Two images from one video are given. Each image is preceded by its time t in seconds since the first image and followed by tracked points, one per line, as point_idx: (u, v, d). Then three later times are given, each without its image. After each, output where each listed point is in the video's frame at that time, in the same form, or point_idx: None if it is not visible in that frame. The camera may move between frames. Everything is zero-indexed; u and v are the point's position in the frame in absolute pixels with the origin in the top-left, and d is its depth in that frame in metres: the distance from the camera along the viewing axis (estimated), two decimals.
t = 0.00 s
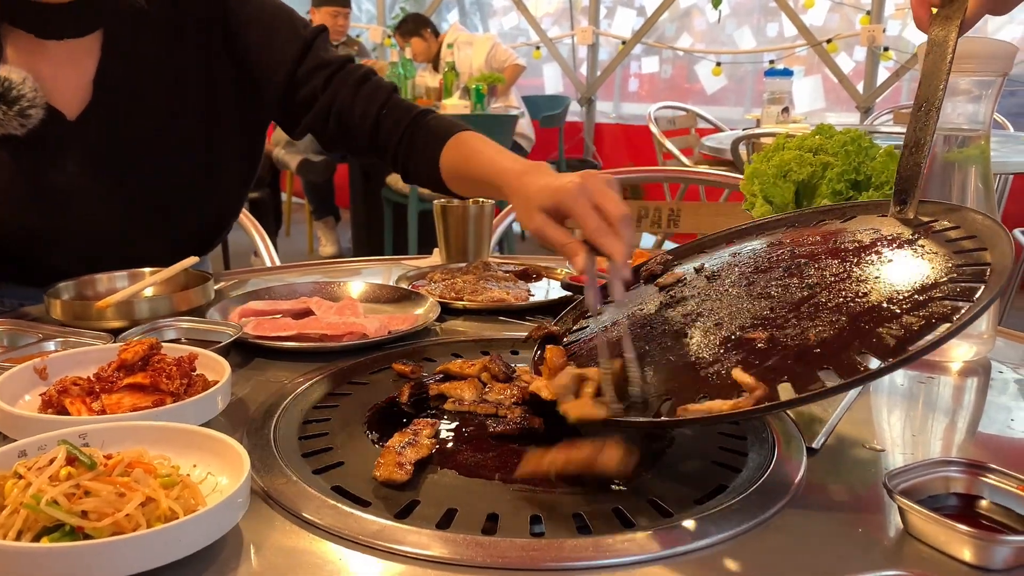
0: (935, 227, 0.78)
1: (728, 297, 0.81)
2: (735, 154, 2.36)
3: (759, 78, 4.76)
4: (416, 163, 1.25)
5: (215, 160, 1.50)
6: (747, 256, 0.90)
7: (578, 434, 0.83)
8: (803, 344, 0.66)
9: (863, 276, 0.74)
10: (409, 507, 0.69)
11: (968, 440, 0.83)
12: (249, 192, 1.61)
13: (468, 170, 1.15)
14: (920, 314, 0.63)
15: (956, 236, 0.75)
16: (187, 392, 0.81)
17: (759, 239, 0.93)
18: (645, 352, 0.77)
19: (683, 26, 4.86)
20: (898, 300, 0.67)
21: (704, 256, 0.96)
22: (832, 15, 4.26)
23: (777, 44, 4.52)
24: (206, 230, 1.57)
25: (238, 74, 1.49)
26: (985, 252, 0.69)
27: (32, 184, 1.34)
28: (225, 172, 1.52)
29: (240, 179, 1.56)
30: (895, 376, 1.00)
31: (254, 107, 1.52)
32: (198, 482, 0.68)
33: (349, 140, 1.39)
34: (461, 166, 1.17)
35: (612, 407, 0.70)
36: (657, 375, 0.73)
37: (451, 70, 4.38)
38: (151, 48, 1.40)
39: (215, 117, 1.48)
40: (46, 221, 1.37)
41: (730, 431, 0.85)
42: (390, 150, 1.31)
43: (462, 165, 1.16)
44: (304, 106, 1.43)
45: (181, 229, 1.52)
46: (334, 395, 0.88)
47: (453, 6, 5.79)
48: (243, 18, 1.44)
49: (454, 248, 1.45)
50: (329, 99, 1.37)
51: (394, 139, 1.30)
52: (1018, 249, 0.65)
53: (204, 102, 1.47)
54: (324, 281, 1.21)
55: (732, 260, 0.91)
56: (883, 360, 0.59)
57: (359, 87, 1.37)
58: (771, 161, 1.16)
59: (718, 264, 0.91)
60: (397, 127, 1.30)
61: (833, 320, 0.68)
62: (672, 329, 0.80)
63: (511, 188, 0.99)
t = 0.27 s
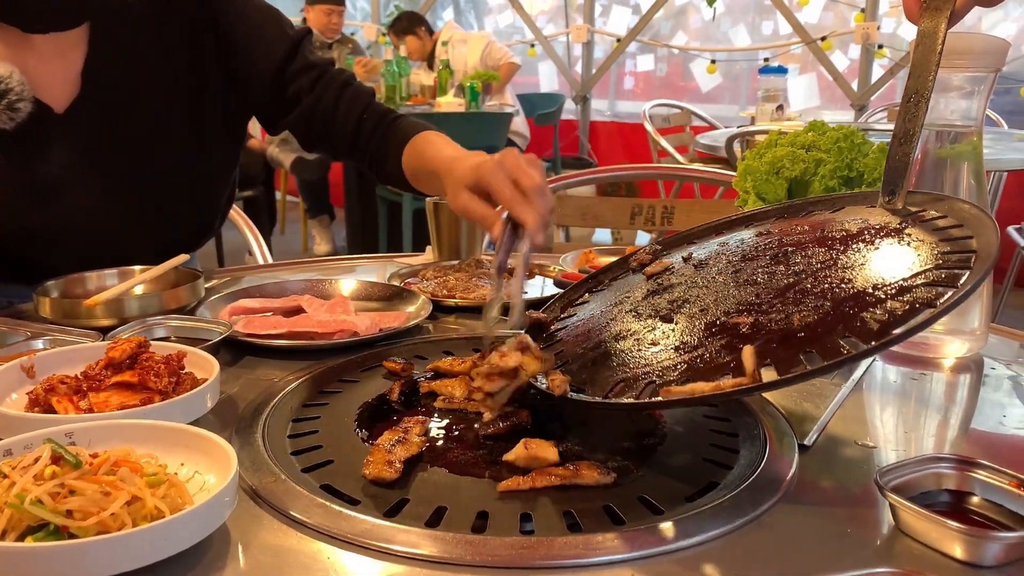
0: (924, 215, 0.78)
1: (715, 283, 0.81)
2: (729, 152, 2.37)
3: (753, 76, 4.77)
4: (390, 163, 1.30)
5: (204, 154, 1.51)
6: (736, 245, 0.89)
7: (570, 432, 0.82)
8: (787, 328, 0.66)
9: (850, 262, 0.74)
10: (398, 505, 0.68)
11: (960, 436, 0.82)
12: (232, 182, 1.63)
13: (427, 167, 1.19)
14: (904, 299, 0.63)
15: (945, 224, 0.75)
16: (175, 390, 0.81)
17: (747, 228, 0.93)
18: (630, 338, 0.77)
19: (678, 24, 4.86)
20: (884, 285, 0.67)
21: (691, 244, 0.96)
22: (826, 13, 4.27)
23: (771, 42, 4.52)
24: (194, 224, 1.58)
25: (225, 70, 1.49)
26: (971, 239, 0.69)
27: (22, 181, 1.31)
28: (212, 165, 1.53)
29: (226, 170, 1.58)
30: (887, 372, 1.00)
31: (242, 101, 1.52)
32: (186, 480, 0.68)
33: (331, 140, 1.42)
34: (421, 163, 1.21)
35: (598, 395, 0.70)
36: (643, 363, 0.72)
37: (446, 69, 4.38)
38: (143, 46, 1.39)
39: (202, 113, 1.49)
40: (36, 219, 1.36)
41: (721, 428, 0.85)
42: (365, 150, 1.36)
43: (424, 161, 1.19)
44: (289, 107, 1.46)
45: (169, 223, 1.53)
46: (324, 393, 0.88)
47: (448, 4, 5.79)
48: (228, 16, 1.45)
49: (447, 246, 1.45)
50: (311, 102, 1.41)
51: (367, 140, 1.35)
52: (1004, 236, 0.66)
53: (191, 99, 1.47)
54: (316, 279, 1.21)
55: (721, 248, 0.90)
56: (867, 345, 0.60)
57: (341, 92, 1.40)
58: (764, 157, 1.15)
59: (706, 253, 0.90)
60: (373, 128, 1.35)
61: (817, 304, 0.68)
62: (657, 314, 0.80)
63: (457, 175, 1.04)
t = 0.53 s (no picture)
0: (922, 203, 0.78)
1: (712, 268, 0.80)
2: (726, 147, 2.36)
3: (750, 72, 4.76)
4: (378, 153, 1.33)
5: (198, 151, 1.51)
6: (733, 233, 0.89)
7: (565, 428, 0.82)
8: (788, 312, 0.66)
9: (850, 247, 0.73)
10: (392, 500, 0.68)
11: (956, 431, 0.82)
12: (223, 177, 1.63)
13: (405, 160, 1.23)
14: (905, 283, 0.63)
15: (945, 211, 0.74)
16: (168, 386, 0.80)
17: (742, 218, 0.92)
18: (625, 323, 0.76)
19: (675, 21, 4.85)
20: (884, 269, 0.67)
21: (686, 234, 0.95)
22: (823, 9, 4.27)
23: (768, 38, 4.52)
24: (187, 221, 1.57)
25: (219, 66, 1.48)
26: (972, 224, 0.69)
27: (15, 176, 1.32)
28: (206, 163, 1.53)
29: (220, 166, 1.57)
30: (883, 367, 0.99)
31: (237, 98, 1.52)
32: (178, 476, 0.67)
33: (326, 132, 1.45)
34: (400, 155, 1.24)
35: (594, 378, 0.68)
36: (639, 347, 0.71)
37: (442, 66, 4.38)
38: (137, 41, 1.38)
39: (196, 109, 1.49)
40: (28, 213, 1.35)
41: (717, 423, 0.84)
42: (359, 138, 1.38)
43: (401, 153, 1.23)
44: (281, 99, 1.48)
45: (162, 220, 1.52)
46: (318, 389, 0.87)
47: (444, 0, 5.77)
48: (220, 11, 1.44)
49: (442, 242, 1.44)
50: (305, 96, 1.44)
51: (363, 130, 1.37)
52: (1004, 220, 0.66)
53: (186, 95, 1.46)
54: (311, 275, 1.20)
55: (718, 236, 0.90)
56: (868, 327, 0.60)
57: (335, 87, 1.43)
58: (760, 152, 1.15)
59: (702, 242, 0.89)
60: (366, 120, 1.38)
61: (818, 288, 0.68)
62: (653, 299, 0.78)
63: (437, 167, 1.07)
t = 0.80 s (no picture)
0: (924, 197, 0.77)
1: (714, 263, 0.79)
2: (726, 143, 2.36)
3: (750, 69, 4.76)
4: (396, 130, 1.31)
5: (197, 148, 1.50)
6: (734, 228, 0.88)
7: (565, 424, 0.82)
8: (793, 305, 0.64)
9: (853, 242, 0.72)
10: (393, 497, 0.68)
11: (956, 427, 0.82)
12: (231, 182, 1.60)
13: (461, 122, 1.21)
14: (911, 275, 0.62)
15: (948, 204, 0.74)
16: (169, 383, 0.80)
17: (743, 212, 0.92)
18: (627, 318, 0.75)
19: (674, 17, 4.85)
20: (889, 262, 0.66)
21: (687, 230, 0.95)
22: (823, 5, 4.26)
23: (767, 34, 4.51)
24: (188, 221, 1.57)
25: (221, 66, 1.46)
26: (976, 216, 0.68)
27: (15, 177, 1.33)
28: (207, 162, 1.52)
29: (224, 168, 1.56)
30: (883, 363, 0.99)
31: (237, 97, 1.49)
32: (178, 473, 0.67)
33: (329, 116, 1.40)
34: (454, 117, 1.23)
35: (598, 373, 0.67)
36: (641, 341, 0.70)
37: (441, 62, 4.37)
38: (135, 39, 1.38)
39: (195, 108, 1.48)
40: (29, 214, 1.36)
41: (717, 419, 0.84)
42: (368, 121, 1.34)
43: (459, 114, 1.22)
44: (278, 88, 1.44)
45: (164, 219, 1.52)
46: (318, 386, 0.87)
47: None
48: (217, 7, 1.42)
49: (442, 239, 1.44)
50: (303, 79, 1.39)
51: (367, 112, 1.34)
52: (1009, 211, 0.65)
53: (186, 94, 1.46)
54: (311, 272, 1.20)
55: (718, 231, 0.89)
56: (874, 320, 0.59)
57: (334, 64, 1.37)
58: (760, 149, 1.15)
59: (703, 237, 0.89)
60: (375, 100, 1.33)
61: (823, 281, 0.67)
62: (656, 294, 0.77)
63: (514, 121, 1.02)
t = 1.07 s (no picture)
0: (929, 198, 0.77)
1: (720, 266, 0.79)
2: (728, 141, 2.36)
3: (751, 66, 4.75)
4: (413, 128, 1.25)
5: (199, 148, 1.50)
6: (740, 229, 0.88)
7: (570, 421, 0.82)
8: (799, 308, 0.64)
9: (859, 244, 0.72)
10: (397, 494, 0.68)
11: (960, 424, 0.82)
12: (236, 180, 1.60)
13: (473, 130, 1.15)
14: (917, 277, 0.62)
15: (952, 205, 0.74)
16: (173, 381, 0.80)
17: (750, 213, 0.92)
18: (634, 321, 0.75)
19: (675, 14, 4.84)
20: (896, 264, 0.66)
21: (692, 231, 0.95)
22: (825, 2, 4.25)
23: (769, 31, 4.50)
24: (192, 220, 1.57)
25: (223, 64, 1.46)
26: (981, 217, 0.68)
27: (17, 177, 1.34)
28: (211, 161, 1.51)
29: (229, 167, 1.56)
30: (886, 360, 0.99)
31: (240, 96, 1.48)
32: (183, 471, 0.68)
33: (343, 112, 1.37)
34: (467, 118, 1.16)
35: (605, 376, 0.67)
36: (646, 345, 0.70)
37: (442, 60, 4.37)
38: (136, 38, 1.38)
39: (200, 109, 1.47)
40: (32, 214, 1.37)
41: (721, 416, 0.84)
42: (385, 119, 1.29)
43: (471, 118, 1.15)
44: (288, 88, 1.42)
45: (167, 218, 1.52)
46: (321, 383, 0.87)
47: None
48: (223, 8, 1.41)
49: (444, 237, 1.44)
50: (317, 78, 1.36)
51: (385, 106, 1.29)
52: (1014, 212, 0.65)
53: (190, 94, 1.45)
54: (314, 270, 1.20)
55: (724, 232, 0.89)
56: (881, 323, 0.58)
57: (348, 60, 1.34)
58: (763, 146, 1.15)
59: (709, 238, 0.89)
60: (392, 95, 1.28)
61: (828, 283, 0.67)
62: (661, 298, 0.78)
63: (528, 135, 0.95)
